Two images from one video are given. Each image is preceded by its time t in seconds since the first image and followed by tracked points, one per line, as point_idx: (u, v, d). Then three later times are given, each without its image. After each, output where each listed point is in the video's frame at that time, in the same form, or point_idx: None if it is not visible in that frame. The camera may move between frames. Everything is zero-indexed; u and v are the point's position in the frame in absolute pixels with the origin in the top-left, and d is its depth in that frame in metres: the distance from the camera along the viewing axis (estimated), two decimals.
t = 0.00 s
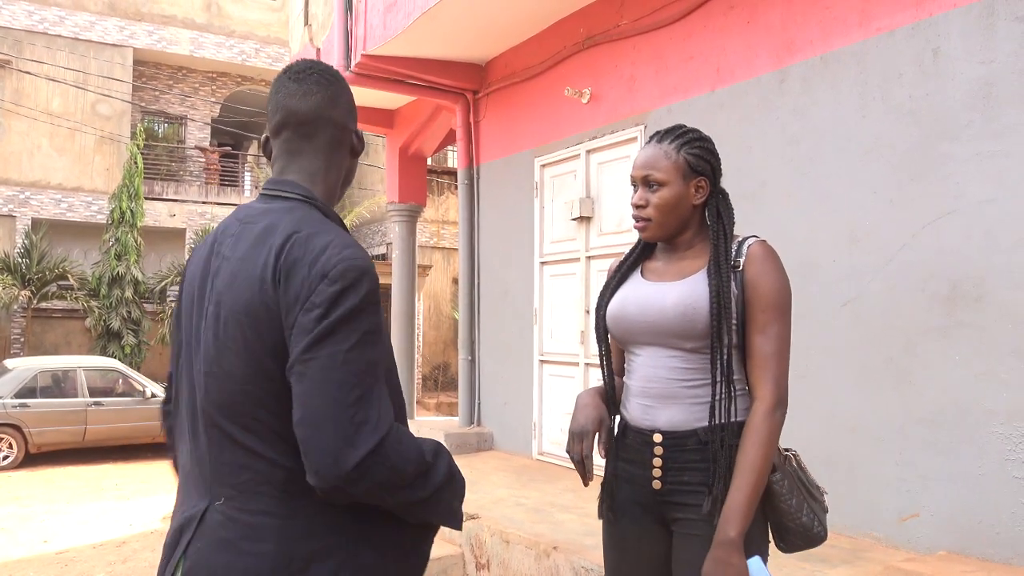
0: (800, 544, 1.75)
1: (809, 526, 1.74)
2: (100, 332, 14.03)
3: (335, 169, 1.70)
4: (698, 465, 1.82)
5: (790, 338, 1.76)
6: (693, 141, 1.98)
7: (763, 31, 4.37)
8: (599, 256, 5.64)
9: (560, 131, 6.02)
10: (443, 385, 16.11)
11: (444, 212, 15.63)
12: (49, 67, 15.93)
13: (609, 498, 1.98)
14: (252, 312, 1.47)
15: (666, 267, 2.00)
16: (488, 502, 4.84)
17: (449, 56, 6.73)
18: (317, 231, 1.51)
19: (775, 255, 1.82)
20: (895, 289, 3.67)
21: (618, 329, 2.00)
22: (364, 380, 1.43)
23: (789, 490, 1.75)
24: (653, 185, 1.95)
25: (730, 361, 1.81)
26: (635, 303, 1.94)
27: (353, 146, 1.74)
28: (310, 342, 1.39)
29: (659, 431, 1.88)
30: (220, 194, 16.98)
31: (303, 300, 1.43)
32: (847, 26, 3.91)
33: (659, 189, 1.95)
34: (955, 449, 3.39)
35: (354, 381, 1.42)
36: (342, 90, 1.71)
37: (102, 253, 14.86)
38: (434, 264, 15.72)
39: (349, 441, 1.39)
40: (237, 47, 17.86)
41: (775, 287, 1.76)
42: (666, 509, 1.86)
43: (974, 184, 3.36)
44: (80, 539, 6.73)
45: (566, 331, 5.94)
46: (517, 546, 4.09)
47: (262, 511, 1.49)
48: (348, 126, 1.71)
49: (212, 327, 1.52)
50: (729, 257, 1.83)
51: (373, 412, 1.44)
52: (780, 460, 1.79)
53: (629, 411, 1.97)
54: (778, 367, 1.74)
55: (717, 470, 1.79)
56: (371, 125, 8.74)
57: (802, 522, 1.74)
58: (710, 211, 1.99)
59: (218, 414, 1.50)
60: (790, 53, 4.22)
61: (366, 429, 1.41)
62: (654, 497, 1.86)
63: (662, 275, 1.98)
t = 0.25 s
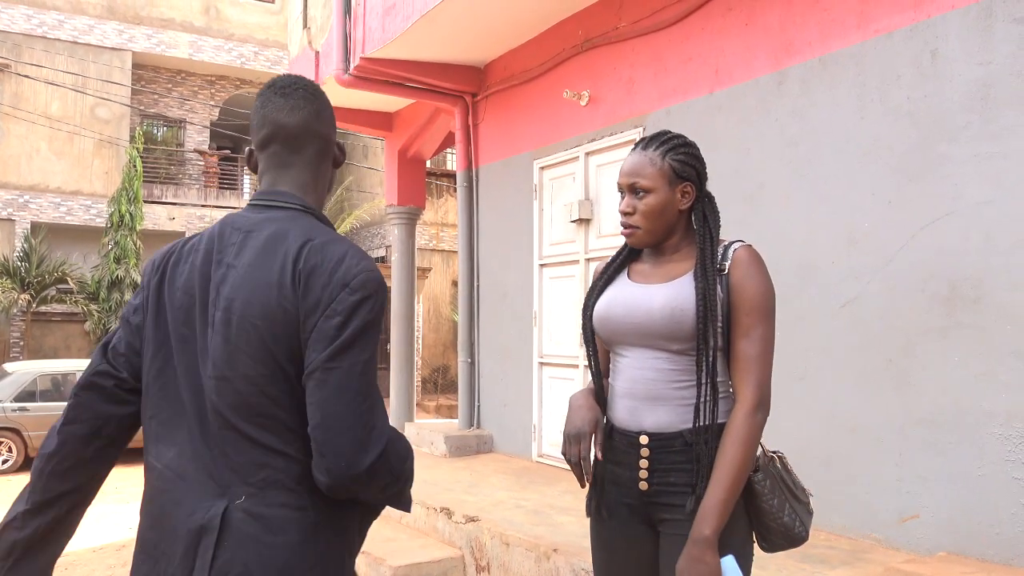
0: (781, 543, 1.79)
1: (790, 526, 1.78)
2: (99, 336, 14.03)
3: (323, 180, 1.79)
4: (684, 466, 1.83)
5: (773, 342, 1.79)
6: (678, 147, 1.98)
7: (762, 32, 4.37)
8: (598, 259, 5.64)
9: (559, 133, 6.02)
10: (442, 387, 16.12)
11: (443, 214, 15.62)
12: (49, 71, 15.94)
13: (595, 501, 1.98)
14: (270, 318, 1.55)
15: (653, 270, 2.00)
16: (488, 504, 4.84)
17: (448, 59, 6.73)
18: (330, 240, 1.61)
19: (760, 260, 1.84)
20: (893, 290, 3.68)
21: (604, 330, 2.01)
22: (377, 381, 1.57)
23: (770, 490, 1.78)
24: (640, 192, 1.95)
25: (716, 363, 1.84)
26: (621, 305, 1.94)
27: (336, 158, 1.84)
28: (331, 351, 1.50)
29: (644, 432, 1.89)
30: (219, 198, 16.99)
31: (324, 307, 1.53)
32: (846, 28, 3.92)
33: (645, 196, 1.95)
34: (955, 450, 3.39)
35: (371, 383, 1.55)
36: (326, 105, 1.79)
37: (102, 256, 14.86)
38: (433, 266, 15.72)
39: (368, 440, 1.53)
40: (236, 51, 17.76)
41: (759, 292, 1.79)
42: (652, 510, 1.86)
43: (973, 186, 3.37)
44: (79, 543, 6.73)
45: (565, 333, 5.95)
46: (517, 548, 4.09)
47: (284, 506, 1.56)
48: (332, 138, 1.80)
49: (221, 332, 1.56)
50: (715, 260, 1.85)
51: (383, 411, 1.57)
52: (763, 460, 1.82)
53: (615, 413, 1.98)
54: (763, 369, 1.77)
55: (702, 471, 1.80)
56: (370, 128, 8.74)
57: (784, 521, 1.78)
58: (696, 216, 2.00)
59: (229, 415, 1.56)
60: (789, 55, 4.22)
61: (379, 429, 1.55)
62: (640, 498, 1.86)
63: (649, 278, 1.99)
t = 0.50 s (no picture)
0: (774, 540, 1.79)
1: (783, 523, 1.78)
2: (104, 332, 14.05)
3: (295, 193, 1.90)
4: (677, 464, 1.84)
5: (765, 342, 1.79)
6: (658, 147, 1.98)
7: (766, 30, 4.37)
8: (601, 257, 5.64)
9: (563, 131, 6.02)
10: (446, 384, 16.14)
11: (447, 211, 15.61)
12: (53, 67, 15.95)
13: (591, 497, 2.00)
14: (265, 313, 1.66)
15: (643, 270, 2.02)
16: (492, 501, 4.85)
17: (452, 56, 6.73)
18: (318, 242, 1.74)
19: (752, 260, 1.85)
20: (897, 289, 3.68)
21: (598, 329, 2.02)
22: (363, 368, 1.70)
23: (763, 487, 1.78)
24: (621, 197, 1.97)
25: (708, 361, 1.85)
26: (615, 304, 1.94)
27: (310, 173, 1.95)
28: (323, 338, 1.63)
29: (637, 430, 1.90)
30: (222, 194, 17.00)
31: (314, 299, 1.66)
32: (851, 25, 3.91)
33: (627, 200, 1.97)
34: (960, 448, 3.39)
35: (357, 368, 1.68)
36: (298, 119, 1.91)
37: (106, 253, 14.87)
38: (437, 264, 15.71)
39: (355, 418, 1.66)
40: (240, 48, 17.81)
41: (751, 292, 1.80)
42: (646, 507, 1.87)
43: (977, 183, 3.36)
44: (85, 539, 6.75)
45: (570, 331, 5.95)
46: (522, 545, 4.10)
47: (272, 497, 1.70)
48: (304, 154, 1.92)
49: (218, 332, 1.68)
50: (707, 260, 1.86)
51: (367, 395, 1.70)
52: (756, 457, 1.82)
53: (609, 412, 1.99)
54: (755, 368, 1.78)
55: (695, 469, 1.82)
56: (374, 125, 8.74)
57: (777, 519, 1.78)
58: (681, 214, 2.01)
59: (226, 409, 1.67)
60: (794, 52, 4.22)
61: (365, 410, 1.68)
62: (635, 495, 1.88)
63: (639, 277, 2.00)
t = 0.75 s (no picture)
0: (769, 538, 1.79)
1: (776, 521, 1.78)
2: (108, 331, 14.08)
3: (249, 192, 1.88)
4: (672, 463, 1.84)
5: (764, 343, 1.79)
6: (640, 152, 1.99)
7: (770, 29, 4.36)
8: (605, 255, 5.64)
9: (566, 130, 6.02)
10: (449, 383, 16.16)
11: (451, 210, 15.61)
12: (58, 67, 15.99)
13: (590, 495, 2.00)
14: (233, 310, 1.66)
15: (636, 271, 2.03)
16: (495, 500, 4.85)
17: (455, 55, 6.73)
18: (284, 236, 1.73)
19: (748, 257, 1.83)
20: (901, 288, 3.67)
21: (596, 329, 2.02)
22: (328, 356, 1.65)
23: (756, 486, 1.78)
24: (607, 202, 1.98)
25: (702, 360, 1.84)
26: (611, 305, 1.95)
27: (265, 168, 1.88)
28: (280, 324, 1.61)
29: (633, 430, 1.90)
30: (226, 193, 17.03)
31: (273, 291, 1.64)
32: (855, 24, 3.90)
33: (613, 206, 1.98)
34: (963, 448, 3.38)
35: (318, 356, 1.63)
36: (267, 130, 1.88)
37: (110, 251, 14.90)
38: (441, 263, 15.72)
39: (315, 407, 1.60)
40: (244, 47, 17.84)
41: (748, 290, 1.78)
42: (642, 505, 1.88)
43: (981, 183, 3.35)
44: (88, 537, 6.76)
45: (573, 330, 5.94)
46: (525, 544, 4.10)
47: (264, 488, 1.70)
48: (250, 150, 1.88)
49: (194, 333, 1.71)
50: (702, 260, 1.86)
51: (333, 382, 1.65)
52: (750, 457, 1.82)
53: (607, 411, 2.00)
54: (751, 368, 1.77)
55: (689, 468, 1.82)
56: (377, 124, 8.75)
57: (770, 517, 1.78)
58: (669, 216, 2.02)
59: (207, 407, 1.70)
60: (798, 51, 4.21)
61: (327, 399, 1.62)
62: (631, 493, 1.88)
63: (633, 278, 2.02)
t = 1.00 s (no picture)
0: (775, 536, 1.83)
1: (783, 520, 1.83)
2: (109, 330, 14.09)
3: (247, 192, 1.91)
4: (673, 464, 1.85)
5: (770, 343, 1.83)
6: (632, 155, 2.00)
7: (771, 28, 4.36)
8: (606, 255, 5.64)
9: (568, 129, 6.02)
10: (450, 383, 16.16)
11: (452, 210, 15.61)
12: (59, 65, 16.00)
13: (591, 496, 2.00)
14: (186, 309, 1.76)
15: (633, 272, 2.05)
16: (495, 500, 4.85)
17: (457, 54, 6.73)
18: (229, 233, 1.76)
19: (747, 259, 1.87)
20: (903, 288, 3.67)
21: (594, 330, 2.03)
22: (242, 355, 1.63)
23: (767, 484, 1.83)
24: (602, 205, 1.99)
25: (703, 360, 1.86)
26: (610, 306, 1.96)
27: (261, 167, 1.89)
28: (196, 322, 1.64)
29: (634, 431, 1.90)
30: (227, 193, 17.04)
31: (199, 290, 1.68)
32: (857, 24, 3.90)
33: (609, 209, 1.99)
34: (964, 449, 3.38)
35: (229, 355, 1.62)
36: (263, 129, 1.88)
37: (112, 250, 14.90)
38: (442, 262, 15.72)
39: (216, 408, 1.60)
40: (245, 46, 17.83)
41: (751, 290, 1.82)
42: (644, 506, 1.88)
43: (983, 183, 3.35)
44: (89, 536, 6.77)
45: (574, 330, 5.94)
46: (525, 543, 4.09)
47: (212, 484, 1.73)
48: (247, 150, 1.89)
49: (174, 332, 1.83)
50: (702, 263, 1.89)
51: (246, 383, 1.62)
52: (760, 455, 1.87)
53: (605, 412, 2.01)
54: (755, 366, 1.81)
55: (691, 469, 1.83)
56: (379, 123, 8.75)
57: (777, 515, 1.82)
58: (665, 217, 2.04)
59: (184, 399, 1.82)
60: (799, 51, 4.20)
61: (232, 400, 1.60)
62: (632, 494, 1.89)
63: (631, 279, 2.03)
